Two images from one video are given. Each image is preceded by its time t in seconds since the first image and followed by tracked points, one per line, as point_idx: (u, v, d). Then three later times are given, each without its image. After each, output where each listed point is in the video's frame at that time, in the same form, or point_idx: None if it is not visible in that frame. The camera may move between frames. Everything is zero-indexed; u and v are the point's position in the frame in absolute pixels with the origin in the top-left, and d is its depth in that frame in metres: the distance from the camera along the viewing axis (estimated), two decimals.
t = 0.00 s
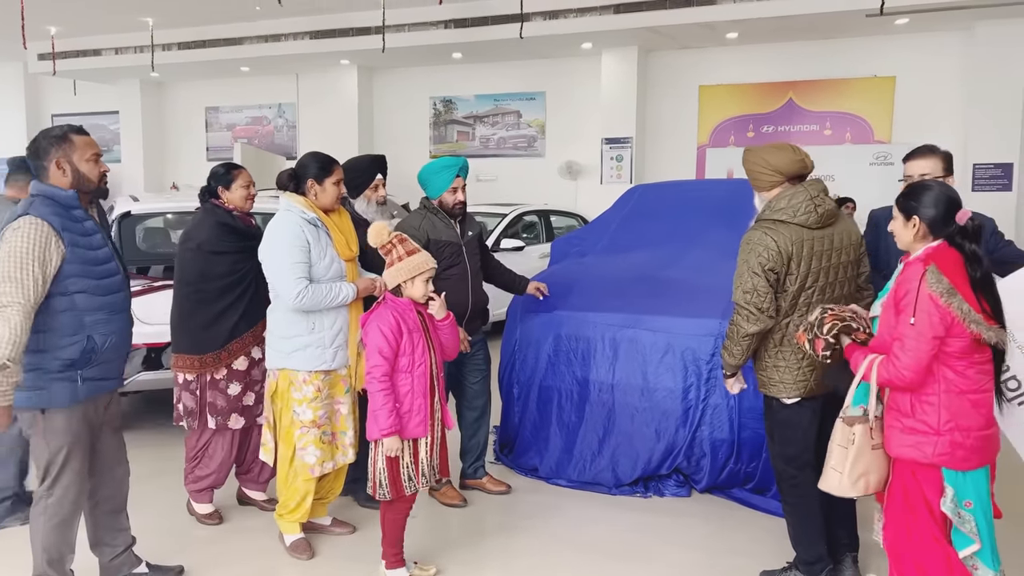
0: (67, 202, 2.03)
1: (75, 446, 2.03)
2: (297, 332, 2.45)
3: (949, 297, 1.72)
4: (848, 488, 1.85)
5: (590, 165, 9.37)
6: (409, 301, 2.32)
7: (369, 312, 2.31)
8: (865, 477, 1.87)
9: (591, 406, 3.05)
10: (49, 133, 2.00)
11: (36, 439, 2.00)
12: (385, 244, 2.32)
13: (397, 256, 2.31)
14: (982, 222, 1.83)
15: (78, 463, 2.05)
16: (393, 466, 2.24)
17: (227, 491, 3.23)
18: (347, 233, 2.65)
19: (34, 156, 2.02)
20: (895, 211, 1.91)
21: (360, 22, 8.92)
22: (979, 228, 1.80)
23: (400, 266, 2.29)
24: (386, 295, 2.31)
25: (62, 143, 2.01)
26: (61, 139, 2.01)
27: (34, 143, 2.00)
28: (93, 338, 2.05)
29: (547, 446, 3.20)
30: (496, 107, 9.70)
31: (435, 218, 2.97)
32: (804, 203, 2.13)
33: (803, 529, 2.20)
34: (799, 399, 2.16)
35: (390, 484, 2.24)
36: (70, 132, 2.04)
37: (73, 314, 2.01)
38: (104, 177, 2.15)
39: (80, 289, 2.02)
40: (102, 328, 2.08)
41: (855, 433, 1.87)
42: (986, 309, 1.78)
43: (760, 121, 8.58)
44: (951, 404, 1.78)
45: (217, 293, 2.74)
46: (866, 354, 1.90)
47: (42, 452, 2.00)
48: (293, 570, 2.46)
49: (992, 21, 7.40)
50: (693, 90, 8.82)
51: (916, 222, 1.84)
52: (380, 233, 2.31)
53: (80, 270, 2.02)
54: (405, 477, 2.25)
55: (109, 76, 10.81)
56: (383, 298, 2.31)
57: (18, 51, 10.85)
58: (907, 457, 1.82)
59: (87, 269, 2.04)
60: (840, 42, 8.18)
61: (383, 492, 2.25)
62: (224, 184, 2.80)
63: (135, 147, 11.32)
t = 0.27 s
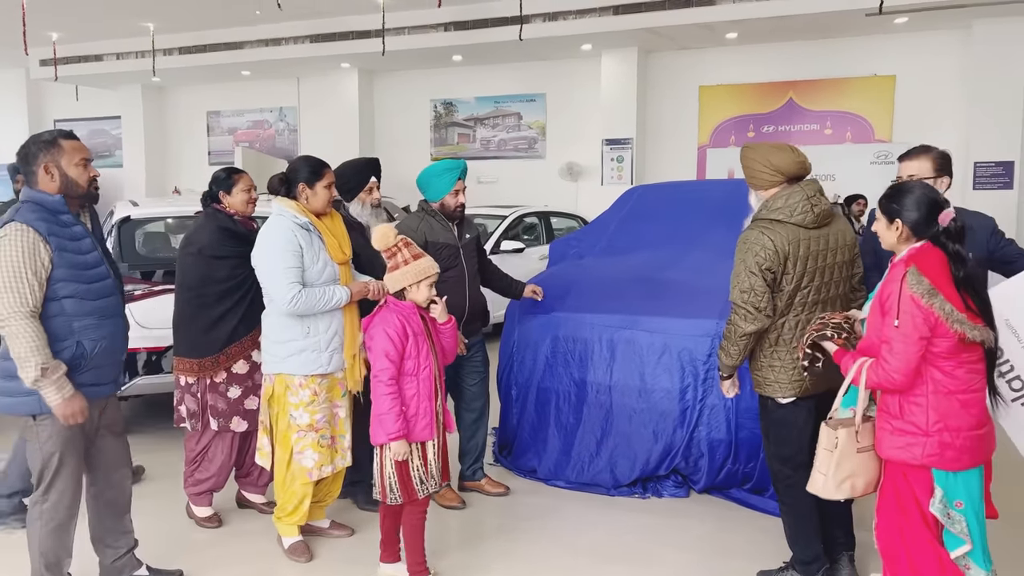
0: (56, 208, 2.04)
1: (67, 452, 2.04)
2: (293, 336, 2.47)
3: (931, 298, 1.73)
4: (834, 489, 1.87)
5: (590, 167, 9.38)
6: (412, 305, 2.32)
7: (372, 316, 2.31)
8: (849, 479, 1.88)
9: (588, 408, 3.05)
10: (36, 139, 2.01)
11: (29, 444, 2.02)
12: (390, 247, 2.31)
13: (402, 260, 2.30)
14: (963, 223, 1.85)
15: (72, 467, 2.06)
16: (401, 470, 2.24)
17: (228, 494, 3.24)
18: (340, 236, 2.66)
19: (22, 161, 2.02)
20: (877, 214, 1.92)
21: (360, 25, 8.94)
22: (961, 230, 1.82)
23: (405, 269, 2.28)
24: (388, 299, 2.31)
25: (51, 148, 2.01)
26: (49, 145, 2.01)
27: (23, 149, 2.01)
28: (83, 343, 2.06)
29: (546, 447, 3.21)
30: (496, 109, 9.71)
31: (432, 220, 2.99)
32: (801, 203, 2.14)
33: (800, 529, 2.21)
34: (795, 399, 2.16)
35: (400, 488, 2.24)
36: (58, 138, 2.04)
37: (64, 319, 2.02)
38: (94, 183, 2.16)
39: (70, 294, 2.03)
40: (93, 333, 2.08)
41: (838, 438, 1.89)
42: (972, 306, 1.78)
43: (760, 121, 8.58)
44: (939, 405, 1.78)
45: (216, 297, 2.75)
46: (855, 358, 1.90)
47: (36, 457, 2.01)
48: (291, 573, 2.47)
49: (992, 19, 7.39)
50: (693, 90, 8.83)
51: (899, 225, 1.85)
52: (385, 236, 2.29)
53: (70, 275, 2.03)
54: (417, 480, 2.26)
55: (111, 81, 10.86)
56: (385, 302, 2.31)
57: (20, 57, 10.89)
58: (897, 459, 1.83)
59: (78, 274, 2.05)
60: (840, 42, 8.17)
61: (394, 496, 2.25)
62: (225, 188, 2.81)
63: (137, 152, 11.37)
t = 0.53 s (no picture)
0: (56, 213, 2.05)
1: (70, 455, 2.05)
2: (290, 340, 2.48)
3: (925, 297, 1.73)
4: (841, 496, 1.88)
5: (593, 167, 9.39)
6: (429, 310, 2.30)
7: (388, 325, 2.21)
8: (856, 484, 1.90)
9: (589, 408, 3.06)
10: (36, 144, 2.02)
11: (33, 447, 2.04)
12: (404, 251, 2.27)
13: (417, 264, 2.28)
14: (952, 218, 1.87)
15: (75, 469, 2.08)
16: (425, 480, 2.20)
17: (231, 495, 3.26)
18: (337, 239, 2.68)
19: (22, 166, 2.03)
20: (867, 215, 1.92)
21: (362, 28, 8.97)
22: (954, 225, 1.84)
23: (420, 274, 2.26)
24: (401, 307, 2.22)
25: (50, 154, 2.02)
26: (48, 150, 2.02)
27: (23, 155, 2.02)
28: (86, 347, 2.08)
29: (547, 448, 3.22)
30: (499, 110, 9.73)
31: (433, 221, 3.01)
32: (800, 203, 2.14)
33: (800, 528, 2.21)
34: (797, 398, 2.16)
35: (424, 499, 2.20)
36: (58, 143, 2.05)
37: (67, 323, 2.04)
38: (95, 187, 2.17)
39: (71, 297, 2.05)
40: (95, 337, 2.10)
41: (843, 442, 1.90)
42: (966, 305, 1.79)
43: (763, 120, 8.58)
44: (937, 404, 1.78)
45: (217, 301, 2.76)
46: (853, 359, 1.91)
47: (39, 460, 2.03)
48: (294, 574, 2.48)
49: (995, 16, 7.37)
50: (695, 90, 8.82)
51: (892, 226, 1.85)
52: (401, 241, 2.25)
53: (72, 279, 2.04)
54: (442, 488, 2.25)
55: (116, 86, 10.92)
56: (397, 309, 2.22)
57: (25, 62, 10.96)
58: (897, 459, 1.83)
59: (80, 279, 2.07)
60: (842, 40, 8.16)
61: (416, 507, 2.20)
62: (226, 193, 2.85)
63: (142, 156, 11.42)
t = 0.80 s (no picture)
0: (58, 215, 2.07)
1: (72, 456, 2.07)
2: (290, 341, 2.49)
3: (945, 288, 1.73)
4: (853, 491, 1.88)
5: (596, 166, 9.39)
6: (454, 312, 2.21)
7: (422, 332, 2.10)
8: (868, 479, 1.90)
9: (590, 406, 3.07)
10: (37, 147, 2.05)
11: (36, 448, 2.06)
12: (434, 253, 2.13)
13: (445, 266, 2.16)
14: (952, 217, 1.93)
15: (77, 469, 2.09)
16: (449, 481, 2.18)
17: (236, 494, 3.29)
18: (335, 240, 2.70)
19: (24, 170, 2.06)
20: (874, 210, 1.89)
21: (365, 29, 8.99)
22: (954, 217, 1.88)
23: (449, 276, 2.15)
24: (436, 311, 2.12)
25: (50, 157, 2.04)
26: (48, 153, 2.05)
27: (24, 159, 2.04)
28: (85, 349, 2.08)
29: (549, 446, 3.22)
30: (502, 110, 9.74)
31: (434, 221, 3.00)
32: (806, 201, 2.15)
33: (801, 524, 2.21)
34: (798, 394, 2.17)
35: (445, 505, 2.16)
36: (58, 146, 2.07)
37: (66, 325, 2.05)
38: (96, 191, 2.18)
39: (72, 299, 2.06)
40: (95, 339, 2.11)
41: (859, 434, 1.89)
42: (978, 298, 1.80)
43: (766, 118, 8.56)
44: (948, 398, 1.78)
45: (219, 302, 2.77)
46: (863, 353, 1.89)
47: (42, 461, 2.05)
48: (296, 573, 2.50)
49: (999, 12, 7.34)
50: (698, 88, 8.82)
51: (917, 221, 1.84)
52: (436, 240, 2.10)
53: (73, 281, 2.06)
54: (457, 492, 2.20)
55: (121, 88, 10.97)
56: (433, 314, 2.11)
57: (30, 66, 11.02)
58: (906, 454, 1.82)
59: (79, 282, 2.07)
60: (845, 37, 8.14)
61: (437, 514, 2.15)
62: (227, 194, 2.89)
63: (147, 159, 11.48)
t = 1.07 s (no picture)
0: (58, 215, 2.10)
1: (72, 454, 2.08)
2: (292, 341, 2.50)
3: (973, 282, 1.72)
4: (885, 484, 1.75)
5: (599, 165, 9.39)
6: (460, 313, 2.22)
7: (448, 337, 2.07)
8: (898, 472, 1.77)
9: (592, 404, 3.07)
10: (37, 148, 2.07)
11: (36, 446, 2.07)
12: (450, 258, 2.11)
13: (459, 270, 2.15)
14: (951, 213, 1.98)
15: (79, 468, 2.11)
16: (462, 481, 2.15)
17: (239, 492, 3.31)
18: (336, 240, 2.70)
19: (24, 170, 2.09)
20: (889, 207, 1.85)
21: (367, 29, 9.00)
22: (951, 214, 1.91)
23: (464, 280, 2.15)
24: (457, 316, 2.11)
25: (50, 157, 2.07)
26: (48, 153, 2.07)
27: (25, 159, 2.07)
28: (84, 349, 2.09)
29: (551, 444, 3.22)
30: (504, 109, 9.74)
31: (437, 220, 2.99)
32: (811, 197, 2.14)
33: (802, 520, 2.22)
34: (797, 391, 2.17)
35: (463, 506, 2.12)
36: (58, 147, 2.09)
37: (65, 325, 2.06)
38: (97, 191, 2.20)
39: (71, 299, 2.07)
40: (94, 339, 2.12)
41: (890, 427, 1.77)
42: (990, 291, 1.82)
43: (768, 116, 8.55)
44: (968, 391, 1.78)
45: (221, 302, 2.78)
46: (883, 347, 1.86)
47: (43, 460, 2.06)
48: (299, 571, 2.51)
49: (1002, 8, 7.32)
50: (700, 86, 8.81)
51: (938, 218, 1.82)
52: (450, 246, 2.09)
53: (71, 280, 2.07)
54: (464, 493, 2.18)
55: (123, 89, 10.99)
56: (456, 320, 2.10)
57: (33, 67, 11.04)
58: (929, 449, 1.78)
59: (77, 282, 2.08)
60: (847, 35, 8.12)
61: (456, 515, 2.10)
62: (226, 194, 2.89)
63: (150, 159, 11.50)
